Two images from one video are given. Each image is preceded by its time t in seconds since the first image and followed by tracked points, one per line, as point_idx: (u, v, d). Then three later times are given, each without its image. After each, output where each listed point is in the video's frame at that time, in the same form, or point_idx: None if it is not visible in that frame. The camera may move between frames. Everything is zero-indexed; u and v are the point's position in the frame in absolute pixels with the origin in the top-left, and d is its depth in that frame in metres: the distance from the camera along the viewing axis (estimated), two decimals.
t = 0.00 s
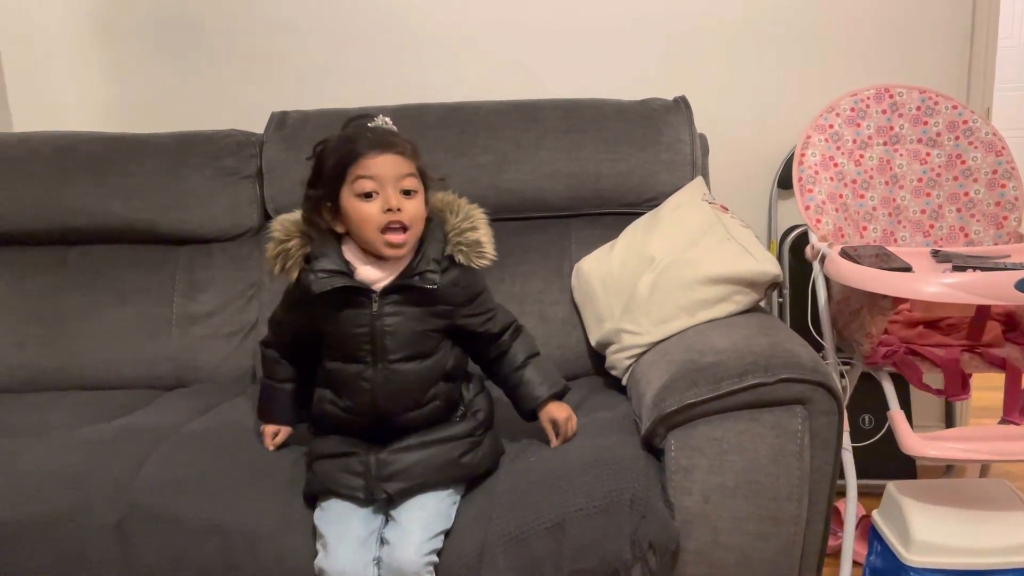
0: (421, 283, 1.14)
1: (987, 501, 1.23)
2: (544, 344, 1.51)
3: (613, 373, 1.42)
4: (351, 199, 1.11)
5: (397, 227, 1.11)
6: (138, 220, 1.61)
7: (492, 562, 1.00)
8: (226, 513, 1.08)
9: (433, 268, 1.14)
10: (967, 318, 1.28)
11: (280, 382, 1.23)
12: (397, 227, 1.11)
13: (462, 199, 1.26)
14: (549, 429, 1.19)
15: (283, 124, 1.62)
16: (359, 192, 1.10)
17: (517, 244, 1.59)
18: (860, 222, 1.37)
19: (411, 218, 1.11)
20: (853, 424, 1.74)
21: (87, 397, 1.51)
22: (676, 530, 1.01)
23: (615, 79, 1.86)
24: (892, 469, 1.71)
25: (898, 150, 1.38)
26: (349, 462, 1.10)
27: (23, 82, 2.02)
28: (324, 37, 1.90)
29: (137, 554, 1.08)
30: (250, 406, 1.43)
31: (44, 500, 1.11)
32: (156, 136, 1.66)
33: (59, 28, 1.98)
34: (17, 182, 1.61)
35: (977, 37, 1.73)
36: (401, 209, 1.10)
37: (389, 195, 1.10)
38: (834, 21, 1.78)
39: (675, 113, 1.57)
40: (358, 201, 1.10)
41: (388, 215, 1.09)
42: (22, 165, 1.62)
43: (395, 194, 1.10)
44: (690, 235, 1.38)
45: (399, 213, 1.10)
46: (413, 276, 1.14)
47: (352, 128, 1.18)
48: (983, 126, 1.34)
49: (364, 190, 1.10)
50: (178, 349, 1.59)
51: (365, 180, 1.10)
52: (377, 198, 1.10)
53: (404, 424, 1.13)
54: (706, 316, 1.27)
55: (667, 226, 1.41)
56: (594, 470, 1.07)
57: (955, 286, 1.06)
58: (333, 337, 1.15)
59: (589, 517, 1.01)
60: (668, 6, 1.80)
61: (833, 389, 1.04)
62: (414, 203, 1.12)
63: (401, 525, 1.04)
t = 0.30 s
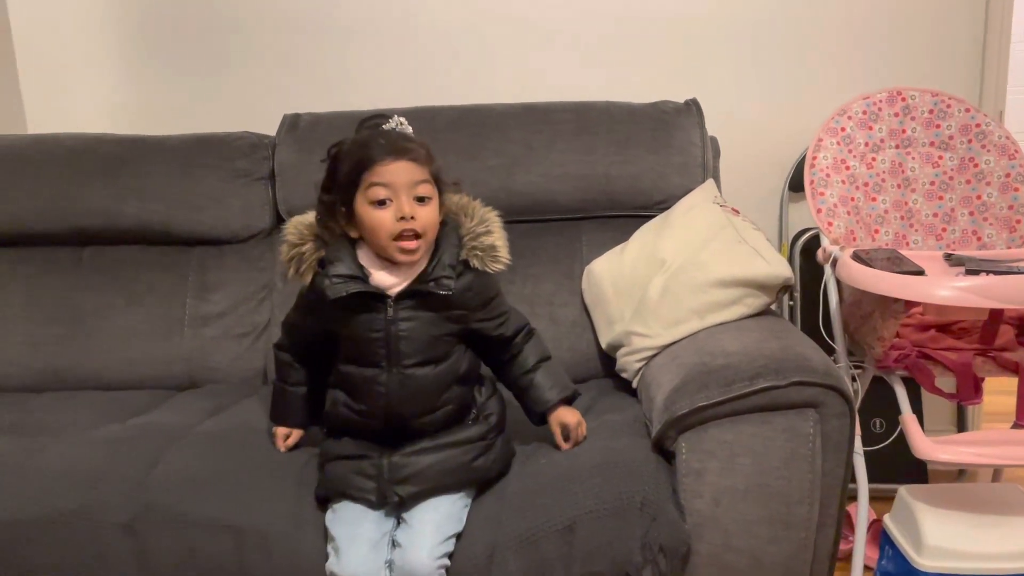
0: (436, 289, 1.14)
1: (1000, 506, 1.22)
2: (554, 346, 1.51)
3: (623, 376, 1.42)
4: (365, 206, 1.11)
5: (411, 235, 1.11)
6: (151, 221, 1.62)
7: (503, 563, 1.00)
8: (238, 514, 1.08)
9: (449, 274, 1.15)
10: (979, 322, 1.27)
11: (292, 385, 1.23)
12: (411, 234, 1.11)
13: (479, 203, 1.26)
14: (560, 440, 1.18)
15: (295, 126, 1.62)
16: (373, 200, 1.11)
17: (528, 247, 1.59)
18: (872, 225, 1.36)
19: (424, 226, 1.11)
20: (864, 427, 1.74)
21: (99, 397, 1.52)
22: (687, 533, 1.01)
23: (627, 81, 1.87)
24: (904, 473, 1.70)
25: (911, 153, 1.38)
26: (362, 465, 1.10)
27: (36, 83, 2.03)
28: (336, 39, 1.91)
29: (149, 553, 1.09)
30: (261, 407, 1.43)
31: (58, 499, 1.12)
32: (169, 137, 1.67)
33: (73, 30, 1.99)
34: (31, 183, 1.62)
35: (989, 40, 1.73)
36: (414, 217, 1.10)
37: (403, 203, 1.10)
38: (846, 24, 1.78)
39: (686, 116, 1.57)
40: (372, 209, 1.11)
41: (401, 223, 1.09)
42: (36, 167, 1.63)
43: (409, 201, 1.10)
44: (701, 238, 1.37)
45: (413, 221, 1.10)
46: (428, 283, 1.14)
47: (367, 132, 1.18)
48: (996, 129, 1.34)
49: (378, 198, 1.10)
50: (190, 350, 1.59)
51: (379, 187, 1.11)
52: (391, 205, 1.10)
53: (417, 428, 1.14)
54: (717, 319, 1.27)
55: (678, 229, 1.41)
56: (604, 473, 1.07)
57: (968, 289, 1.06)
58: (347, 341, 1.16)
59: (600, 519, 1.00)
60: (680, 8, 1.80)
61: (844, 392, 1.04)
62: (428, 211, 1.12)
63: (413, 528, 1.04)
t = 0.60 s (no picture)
0: (441, 292, 1.14)
1: (1013, 512, 1.21)
2: (563, 349, 1.51)
3: (632, 379, 1.41)
4: (366, 211, 1.11)
5: (413, 238, 1.10)
6: (159, 222, 1.62)
7: (511, 568, 1.00)
8: (245, 516, 1.08)
9: (454, 277, 1.14)
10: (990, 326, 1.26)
11: (299, 389, 1.23)
12: (412, 238, 1.10)
13: (485, 203, 1.26)
14: (570, 443, 1.18)
15: (303, 128, 1.62)
16: (373, 204, 1.10)
17: (536, 250, 1.59)
18: (883, 229, 1.35)
19: (425, 229, 1.10)
20: (875, 432, 1.72)
21: (107, 399, 1.52)
22: (696, 539, 1.01)
23: (636, 84, 1.86)
24: (914, 478, 1.69)
25: (922, 157, 1.37)
26: (368, 471, 1.09)
27: (45, 84, 2.03)
28: (345, 42, 1.91)
29: (156, 556, 1.08)
30: (269, 409, 1.43)
31: (65, 500, 1.12)
32: (178, 139, 1.67)
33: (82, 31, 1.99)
34: (40, 183, 1.62)
35: (1001, 43, 1.72)
36: (415, 221, 1.09)
37: (403, 208, 1.09)
38: (856, 26, 1.77)
39: (696, 118, 1.56)
40: (374, 213, 1.10)
41: (401, 227, 1.09)
42: (45, 168, 1.63)
43: (410, 205, 1.09)
44: (710, 242, 1.37)
45: (414, 225, 1.09)
46: (433, 286, 1.14)
47: (369, 135, 1.17)
48: (1009, 132, 1.33)
49: (379, 202, 1.10)
50: (197, 351, 1.59)
51: (380, 192, 1.10)
52: (392, 210, 1.09)
53: (424, 433, 1.13)
54: (727, 323, 1.26)
55: (686, 232, 1.40)
56: (613, 477, 1.06)
57: (981, 294, 1.05)
58: (353, 344, 1.15)
59: (609, 524, 1.00)
60: (690, 11, 1.80)
61: (855, 398, 1.03)
62: (430, 213, 1.11)
63: (420, 535, 1.04)
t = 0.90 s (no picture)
0: (443, 291, 1.14)
1: (1019, 517, 1.20)
2: (567, 351, 1.52)
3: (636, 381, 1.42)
4: (368, 213, 1.12)
5: (413, 241, 1.11)
6: (168, 224, 1.63)
7: (515, 569, 1.00)
8: (251, 517, 1.09)
9: (455, 275, 1.15)
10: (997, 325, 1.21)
11: (304, 390, 1.24)
12: (413, 241, 1.10)
13: (487, 204, 1.27)
14: (571, 444, 1.19)
15: (311, 130, 1.63)
16: (375, 207, 1.11)
17: (542, 252, 1.59)
18: (888, 232, 1.35)
19: (426, 232, 1.11)
20: (879, 435, 1.73)
21: (115, 399, 1.53)
22: (700, 541, 1.01)
23: (642, 86, 1.86)
24: (918, 481, 1.69)
25: (928, 160, 1.37)
26: (372, 471, 1.10)
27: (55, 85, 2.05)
28: (353, 44, 1.92)
29: (163, 556, 1.09)
30: (275, 410, 1.44)
31: (74, 500, 1.13)
32: (186, 141, 1.68)
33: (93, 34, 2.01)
34: (50, 185, 1.64)
35: (1007, 47, 1.72)
36: (416, 224, 1.10)
37: (404, 210, 1.09)
38: (862, 30, 1.77)
39: (701, 121, 1.56)
40: (376, 215, 1.11)
41: (402, 230, 1.09)
42: (55, 169, 1.64)
43: (411, 208, 1.10)
44: (714, 244, 1.37)
45: (415, 228, 1.10)
46: (435, 284, 1.14)
47: (372, 137, 1.18)
48: (1015, 136, 1.33)
49: (380, 205, 1.10)
50: (205, 352, 1.60)
51: (382, 194, 1.10)
52: (393, 212, 1.10)
53: (427, 433, 1.14)
54: (731, 326, 1.27)
55: (691, 234, 1.41)
56: (617, 480, 1.06)
57: (984, 297, 1.05)
58: (356, 345, 1.16)
59: (613, 526, 1.00)
60: (696, 13, 1.80)
61: (859, 401, 1.04)
62: (431, 216, 1.12)
63: (424, 535, 1.04)
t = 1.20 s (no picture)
0: (443, 291, 1.14)
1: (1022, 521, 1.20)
2: (569, 354, 1.51)
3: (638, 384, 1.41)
4: (368, 215, 1.12)
5: (413, 242, 1.11)
6: (171, 225, 1.63)
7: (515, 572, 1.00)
8: (252, 518, 1.09)
9: (455, 276, 1.15)
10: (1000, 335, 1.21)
11: (305, 392, 1.24)
12: (412, 242, 1.10)
13: (488, 205, 1.27)
14: (570, 444, 1.20)
15: (313, 131, 1.63)
16: (375, 208, 1.11)
17: (544, 254, 1.59)
18: (891, 235, 1.35)
19: (425, 233, 1.11)
20: (882, 441, 1.72)
21: (117, 400, 1.53)
22: (701, 544, 1.01)
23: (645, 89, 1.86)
24: (921, 485, 1.69)
25: (931, 163, 1.37)
26: (373, 473, 1.10)
27: (60, 86, 2.05)
28: (356, 46, 1.92)
29: (164, 557, 1.09)
30: (277, 411, 1.44)
31: (76, 501, 1.13)
32: (189, 142, 1.68)
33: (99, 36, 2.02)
34: (54, 186, 1.64)
35: (1012, 50, 1.71)
36: (416, 225, 1.10)
37: (404, 212, 1.10)
38: (866, 33, 1.77)
39: (704, 123, 1.56)
40: (376, 217, 1.11)
41: (402, 231, 1.09)
42: (59, 170, 1.65)
43: (410, 209, 1.10)
44: (716, 247, 1.37)
45: (414, 229, 1.10)
46: (435, 285, 1.14)
47: (372, 138, 1.18)
48: (1018, 139, 1.32)
49: (380, 207, 1.10)
50: (207, 353, 1.60)
51: (381, 196, 1.10)
52: (392, 214, 1.10)
53: (427, 435, 1.14)
54: (733, 328, 1.26)
55: (693, 237, 1.41)
56: (618, 483, 1.06)
57: (988, 301, 1.05)
58: (357, 346, 1.16)
59: (614, 529, 1.00)
60: (699, 16, 1.80)
61: (862, 404, 1.03)
62: (431, 218, 1.12)
63: (425, 536, 1.04)
